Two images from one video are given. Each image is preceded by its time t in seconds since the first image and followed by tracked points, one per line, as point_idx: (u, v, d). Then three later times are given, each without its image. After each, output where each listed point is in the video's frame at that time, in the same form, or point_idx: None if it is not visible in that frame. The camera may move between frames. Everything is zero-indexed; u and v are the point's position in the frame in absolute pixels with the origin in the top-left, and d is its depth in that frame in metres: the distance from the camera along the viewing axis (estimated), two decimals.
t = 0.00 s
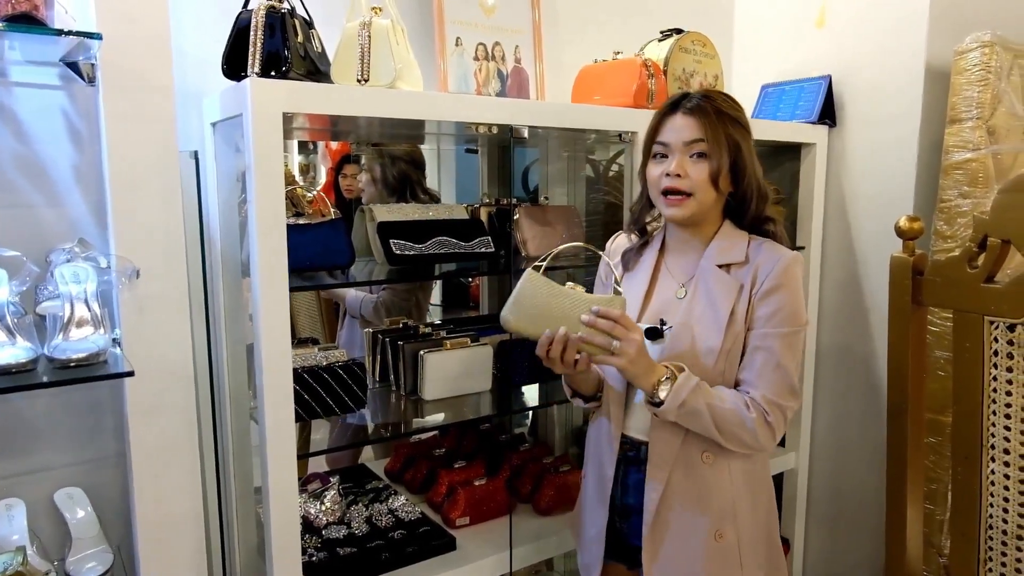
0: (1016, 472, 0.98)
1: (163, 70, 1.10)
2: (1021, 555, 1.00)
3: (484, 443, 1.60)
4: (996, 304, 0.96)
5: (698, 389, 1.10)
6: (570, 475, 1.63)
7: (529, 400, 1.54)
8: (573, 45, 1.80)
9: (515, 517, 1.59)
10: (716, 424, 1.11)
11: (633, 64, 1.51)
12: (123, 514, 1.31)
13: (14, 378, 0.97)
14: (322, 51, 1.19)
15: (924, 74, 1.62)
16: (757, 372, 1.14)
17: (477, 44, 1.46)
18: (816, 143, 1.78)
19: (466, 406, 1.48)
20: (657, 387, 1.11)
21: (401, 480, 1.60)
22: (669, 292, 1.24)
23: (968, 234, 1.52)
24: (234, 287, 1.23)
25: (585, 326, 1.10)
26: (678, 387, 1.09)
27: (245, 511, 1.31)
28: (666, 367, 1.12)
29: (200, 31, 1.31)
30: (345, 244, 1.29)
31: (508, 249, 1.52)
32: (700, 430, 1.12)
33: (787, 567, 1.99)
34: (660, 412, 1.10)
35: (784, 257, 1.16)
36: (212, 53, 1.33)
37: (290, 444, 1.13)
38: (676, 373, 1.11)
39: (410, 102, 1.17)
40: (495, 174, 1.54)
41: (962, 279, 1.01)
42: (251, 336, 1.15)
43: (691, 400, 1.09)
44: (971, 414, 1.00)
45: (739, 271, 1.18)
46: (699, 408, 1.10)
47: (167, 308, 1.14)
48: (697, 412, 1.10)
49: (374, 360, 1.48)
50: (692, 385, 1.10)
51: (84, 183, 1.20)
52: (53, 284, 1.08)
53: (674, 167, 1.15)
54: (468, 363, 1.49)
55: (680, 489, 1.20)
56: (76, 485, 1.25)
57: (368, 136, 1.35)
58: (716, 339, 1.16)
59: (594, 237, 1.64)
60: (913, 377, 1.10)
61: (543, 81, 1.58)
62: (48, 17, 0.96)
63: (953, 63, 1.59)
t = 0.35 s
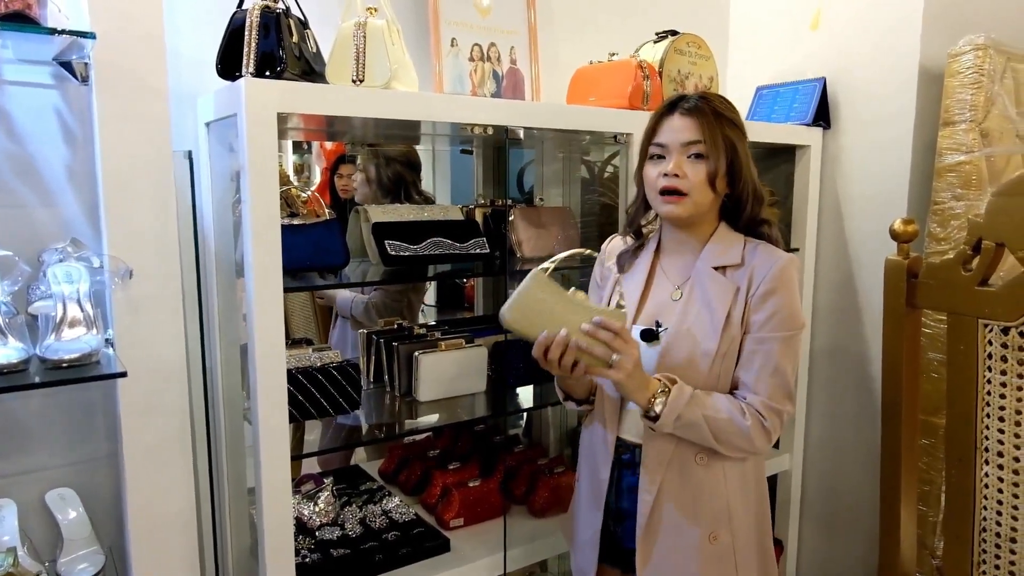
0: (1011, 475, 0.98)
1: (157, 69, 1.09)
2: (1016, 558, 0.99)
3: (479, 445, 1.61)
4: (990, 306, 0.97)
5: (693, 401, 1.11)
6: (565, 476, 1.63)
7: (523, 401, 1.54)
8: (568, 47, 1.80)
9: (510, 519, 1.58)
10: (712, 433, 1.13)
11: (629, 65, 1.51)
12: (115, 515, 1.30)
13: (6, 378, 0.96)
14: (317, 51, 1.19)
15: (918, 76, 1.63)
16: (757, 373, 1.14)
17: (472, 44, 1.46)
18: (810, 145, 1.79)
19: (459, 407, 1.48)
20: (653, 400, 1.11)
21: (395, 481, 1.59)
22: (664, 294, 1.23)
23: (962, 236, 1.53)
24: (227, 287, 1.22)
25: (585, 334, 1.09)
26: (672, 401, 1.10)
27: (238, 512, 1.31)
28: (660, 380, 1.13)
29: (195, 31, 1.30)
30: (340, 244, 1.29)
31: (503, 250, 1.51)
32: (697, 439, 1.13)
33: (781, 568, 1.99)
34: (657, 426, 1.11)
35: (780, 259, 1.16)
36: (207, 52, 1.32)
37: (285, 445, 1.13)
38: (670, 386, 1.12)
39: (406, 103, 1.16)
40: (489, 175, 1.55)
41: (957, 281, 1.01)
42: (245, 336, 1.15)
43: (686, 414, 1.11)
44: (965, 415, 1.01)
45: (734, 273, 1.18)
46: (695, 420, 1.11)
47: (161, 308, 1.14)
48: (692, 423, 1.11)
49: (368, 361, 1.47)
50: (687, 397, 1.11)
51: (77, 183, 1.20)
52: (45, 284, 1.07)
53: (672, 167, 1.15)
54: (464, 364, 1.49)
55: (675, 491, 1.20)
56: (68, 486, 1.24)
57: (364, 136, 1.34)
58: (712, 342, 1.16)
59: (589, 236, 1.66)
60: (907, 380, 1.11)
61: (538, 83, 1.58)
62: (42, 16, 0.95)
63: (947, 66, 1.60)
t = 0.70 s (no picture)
0: (1007, 474, 0.98)
1: (153, 71, 1.09)
2: (1012, 557, 0.99)
3: (477, 447, 1.60)
4: (986, 307, 0.97)
5: (693, 412, 1.11)
6: (561, 477, 1.63)
7: (520, 403, 1.52)
8: (565, 48, 1.80)
9: (506, 519, 1.59)
10: (711, 442, 1.13)
11: (625, 66, 1.51)
12: (112, 518, 1.30)
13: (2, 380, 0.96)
14: (313, 52, 1.19)
15: (913, 77, 1.63)
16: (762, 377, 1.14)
17: (469, 46, 1.46)
18: (807, 146, 1.79)
19: (456, 408, 1.47)
20: (652, 413, 1.11)
21: (392, 483, 1.59)
22: (667, 296, 1.24)
23: (958, 237, 1.53)
24: (224, 289, 1.22)
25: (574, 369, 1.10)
26: (672, 412, 1.10)
27: (235, 514, 1.31)
28: (660, 392, 1.13)
29: (191, 32, 1.30)
30: (336, 245, 1.29)
31: (500, 250, 1.53)
32: (697, 449, 1.14)
33: (778, 568, 1.99)
34: (657, 438, 1.12)
35: (783, 263, 1.16)
36: (203, 53, 1.32)
37: (282, 447, 1.12)
38: (670, 397, 1.12)
39: (402, 104, 1.16)
40: (486, 177, 1.55)
41: (953, 282, 1.01)
42: (241, 338, 1.15)
43: (686, 424, 1.11)
44: (961, 416, 1.01)
45: (738, 276, 1.18)
46: (694, 430, 1.11)
47: (158, 311, 1.13)
48: (691, 434, 1.11)
49: (365, 363, 1.47)
50: (687, 408, 1.11)
51: (73, 185, 1.19)
52: (41, 286, 1.07)
53: (648, 178, 1.17)
54: (461, 365, 1.48)
55: (676, 496, 1.20)
56: (64, 488, 1.24)
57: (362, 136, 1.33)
58: (716, 343, 1.16)
59: (586, 238, 1.64)
60: (903, 381, 1.11)
61: (535, 84, 1.58)
62: (37, 18, 0.95)
63: (942, 67, 1.60)
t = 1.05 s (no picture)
0: (1007, 475, 0.99)
1: (156, 70, 1.10)
2: (1012, 558, 0.99)
3: (477, 446, 1.61)
4: (987, 307, 0.97)
5: (687, 430, 1.11)
6: (563, 476, 1.65)
7: (521, 403, 1.53)
8: (566, 48, 1.80)
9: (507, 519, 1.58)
10: (705, 456, 1.14)
11: (626, 67, 1.51)
12: (114, 516, 1.30)
13: (6, 379, 0.96)
14: (316, 52, 1.19)
15: (914, 78, 1.63)
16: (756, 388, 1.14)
17: (470, 46, 1.46)
18: (808, 147, 1.79)
19: (456, 408, 1.48)
20: (648, 430, 1.11)
21: (393, 483, 1.58)
22: (670, 299, 1.25)
23: (958, 237, 1.53)
24: (226, 289, 1.22)
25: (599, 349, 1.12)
26: (667, 428, 1.10)
27: (237, 513, 1.31)
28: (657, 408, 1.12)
29: (194, 32, 1.31)
30: (339, 245, 1.30)
31: (501, 249, 1.52)
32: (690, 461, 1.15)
33: (778, 568, 2.00)
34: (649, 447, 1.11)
35: (784, 274, 1.15)
36: (205, 53, 1.33)
37: (284, 446, 1.13)
38: (666, 416, 1.11)
39: (404, 105, 1.17)
40: (488, 176, 1.56)
41: (954, 283, 1.02)
42: (243, 338, 1.15)
43: (680, 438, 1.11)
44: (962, 416, 1.02)
45: (737, 284, 1.18)
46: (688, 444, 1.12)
47: (160, 310, 1.14)
48: (685, 451, 1.12)
49: (367, 362, 1.47)
50: (683, 423, 1.11)
51: (76, 184, 1.20)
52: (45, 284, 1.06)
53: (656, 175, 1.18)
54: (460, 364, 1.49)
55: (666, 495, 1.21)
56: (66, 486, 1.24)
57: (360, 136, 1.33)
58: (706, 353, 1.16)
59: (587, 237, 1.66)
60: (904, 382, 1.11)
61: (536, 84, 1.59)
62: (42, 18, 0.95)
63: (943, 68, 1.60)
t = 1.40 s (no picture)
0: (1010, 475, 0.99)
1: (162, 73, 1.10)
2: (1015, 558, 1.00)
3: (480, 447, 1.60)
4: (989, 309, 0.98)
5: (700, 431, 1.11)
6: (565, 477, 1.66)
7: (523, 404, 1.55)
8: (569, 50, 1.81)
9: (511, 521, 1.60)
10: (718, 454, 1.14)
11: (629, 69, 1.52)
12: (119, 517, 1.31)
13: (13, 380, 0.97)
14: (321, 55, 1.20)
15: (916, 80, 1.64)
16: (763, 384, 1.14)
17: (474, 48, 1.47)
18: (811, 149, 1.80)
19: (459, 410, 1.48)
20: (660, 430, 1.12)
21: (396, 483, 1.58)
22: (671, 298, 1.25)
23: (960, 239, 1.54)
24: (231, 290, 1.23)
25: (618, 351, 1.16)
26: (681, 433, 1.10)
27: (241, 513, 1.31)
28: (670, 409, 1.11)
29: (201, 35, 1.32)
30: (343, 246, 1.31)
31: (505, 253, 1.52)
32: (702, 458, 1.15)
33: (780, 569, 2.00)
34: (663, 447, 1.12)
35: (786, 270, 1.15)
36: (211, 56, 1.33)
37: (289, 447, 1.13)
38: (680, 416, 1.11)
39: (409, 107, 1.17)
40: (489, 177, 1.55)
41: (956, 285, 1.02)
42: (248, 339, 1.16)
43: (693, 439, 1.11)
44: (965, 416, 1.02)
45: (739, 281, 1.18)
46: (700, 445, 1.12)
47: (166, 311, 1.14)
48: (698, 450, 1.12)
49: (370, 364, 1.47)
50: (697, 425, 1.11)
51: (83, 186, 1.21)
52: (52, 286, 1.07)
53: (688, 168, 1.16)
54: (463, 366, 1.50)
55: (670, 495, 1.21)
56: (72, 487, 1.25)
57: (358, 137, 1.33)
58: (707, 350, 1.16)
59: (590, 238, 1.67)
60: (907, 383, 1.11)
61: (540, 86, 1.59)
62: (51, 22, 0.96)
63: (945, 70, 1.61)
